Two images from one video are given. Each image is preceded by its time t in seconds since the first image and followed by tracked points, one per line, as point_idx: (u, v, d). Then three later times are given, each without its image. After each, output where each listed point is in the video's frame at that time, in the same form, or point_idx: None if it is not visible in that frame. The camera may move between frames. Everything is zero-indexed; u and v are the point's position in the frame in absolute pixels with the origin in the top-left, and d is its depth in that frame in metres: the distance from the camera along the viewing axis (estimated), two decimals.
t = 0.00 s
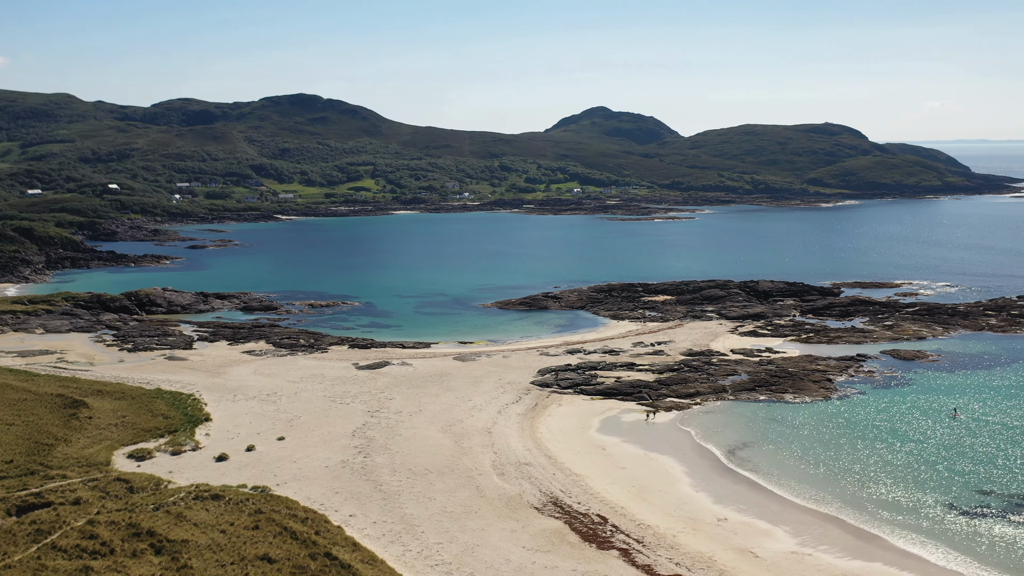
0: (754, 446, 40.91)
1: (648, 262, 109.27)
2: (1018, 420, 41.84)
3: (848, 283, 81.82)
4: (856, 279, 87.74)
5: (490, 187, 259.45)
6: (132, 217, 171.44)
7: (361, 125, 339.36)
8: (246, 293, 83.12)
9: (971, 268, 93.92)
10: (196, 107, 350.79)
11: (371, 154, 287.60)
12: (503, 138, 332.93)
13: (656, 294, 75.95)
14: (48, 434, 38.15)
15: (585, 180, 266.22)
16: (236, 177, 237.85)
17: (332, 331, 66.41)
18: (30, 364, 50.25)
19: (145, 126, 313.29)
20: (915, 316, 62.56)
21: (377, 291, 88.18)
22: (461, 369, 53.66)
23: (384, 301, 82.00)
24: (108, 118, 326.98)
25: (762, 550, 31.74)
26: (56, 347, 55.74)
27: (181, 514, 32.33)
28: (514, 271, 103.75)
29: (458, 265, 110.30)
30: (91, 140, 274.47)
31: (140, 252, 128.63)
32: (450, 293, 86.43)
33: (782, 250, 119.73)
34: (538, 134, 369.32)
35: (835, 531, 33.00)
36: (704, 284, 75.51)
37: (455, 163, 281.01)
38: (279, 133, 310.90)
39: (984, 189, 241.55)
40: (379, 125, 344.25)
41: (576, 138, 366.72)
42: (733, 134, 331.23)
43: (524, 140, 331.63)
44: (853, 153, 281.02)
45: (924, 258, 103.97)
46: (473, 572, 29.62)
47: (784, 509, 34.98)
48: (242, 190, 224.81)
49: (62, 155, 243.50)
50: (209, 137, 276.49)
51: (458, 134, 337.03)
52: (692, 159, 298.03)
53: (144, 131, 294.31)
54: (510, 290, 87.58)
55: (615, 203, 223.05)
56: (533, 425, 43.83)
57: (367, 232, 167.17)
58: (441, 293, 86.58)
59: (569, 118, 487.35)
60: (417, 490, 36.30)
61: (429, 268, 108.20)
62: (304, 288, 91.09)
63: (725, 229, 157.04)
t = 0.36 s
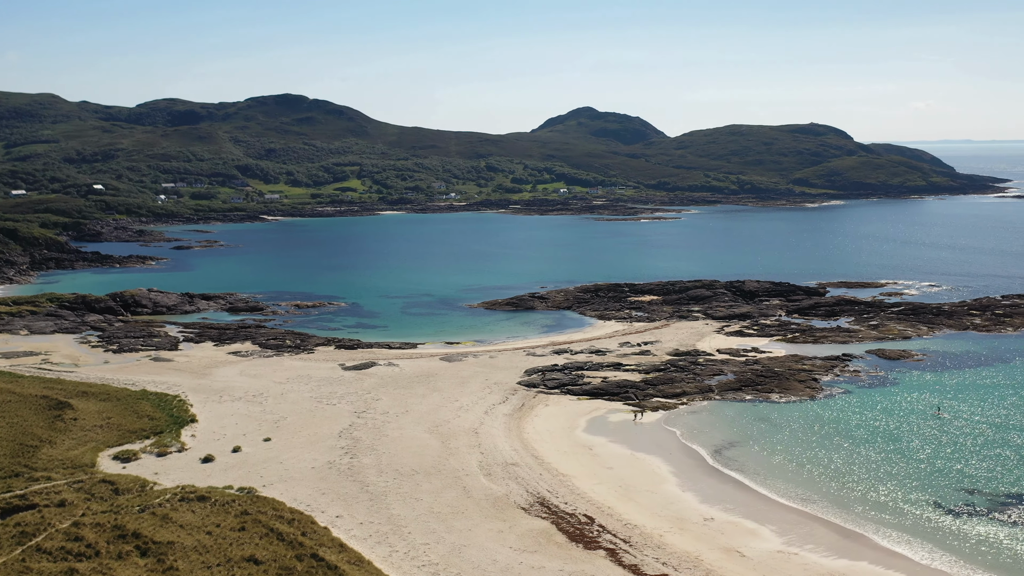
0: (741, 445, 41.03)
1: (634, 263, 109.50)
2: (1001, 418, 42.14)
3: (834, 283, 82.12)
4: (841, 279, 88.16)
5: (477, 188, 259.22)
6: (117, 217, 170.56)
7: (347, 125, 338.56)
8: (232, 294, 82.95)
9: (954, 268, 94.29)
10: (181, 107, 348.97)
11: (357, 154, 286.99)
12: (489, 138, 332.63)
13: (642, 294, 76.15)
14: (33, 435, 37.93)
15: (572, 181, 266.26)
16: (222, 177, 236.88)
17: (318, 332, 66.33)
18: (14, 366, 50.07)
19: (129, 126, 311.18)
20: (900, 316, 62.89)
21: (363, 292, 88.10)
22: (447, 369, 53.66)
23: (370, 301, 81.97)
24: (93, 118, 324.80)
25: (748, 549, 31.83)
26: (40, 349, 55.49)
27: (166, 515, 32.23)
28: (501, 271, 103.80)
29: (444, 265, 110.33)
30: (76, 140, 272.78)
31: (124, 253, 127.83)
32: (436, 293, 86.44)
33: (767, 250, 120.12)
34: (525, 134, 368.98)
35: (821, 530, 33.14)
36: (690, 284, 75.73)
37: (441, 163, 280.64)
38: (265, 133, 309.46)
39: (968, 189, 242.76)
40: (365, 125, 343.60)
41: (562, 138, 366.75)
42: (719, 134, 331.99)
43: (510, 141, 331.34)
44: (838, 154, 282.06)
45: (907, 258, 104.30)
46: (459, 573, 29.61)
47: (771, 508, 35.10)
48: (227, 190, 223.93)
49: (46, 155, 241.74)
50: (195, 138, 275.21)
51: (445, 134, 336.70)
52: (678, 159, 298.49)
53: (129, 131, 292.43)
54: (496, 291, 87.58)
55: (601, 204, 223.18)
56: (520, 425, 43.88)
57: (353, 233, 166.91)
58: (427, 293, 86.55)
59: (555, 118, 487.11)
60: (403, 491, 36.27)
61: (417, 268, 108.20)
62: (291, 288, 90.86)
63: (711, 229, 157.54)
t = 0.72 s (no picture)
0: (727, 445, 41.13)
1: (621, 263, 109.56)
2: (983, 417, 42.46)
3: (819, 283, 82.34)
4: (827, 279, 88.45)
5: (463, 188, 258.90)
6: (101, 218, 169.75)
7: (333, 125, 337.61)
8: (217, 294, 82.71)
9: (937, 268, 94.71)
10: (166, 107, 347.06)
11: (343, 155, 286.35)
12: (476, 138, 332.24)
13: (628, 294, 76.24)
14: (17, 437, 37.66)
15: (558, 181, 266.25)
16: (208, 178, 235.89)
17: (304, 332, 66.23)
18: None
19: (114, 126, 309.11)
20: (885, 316, 63.17)
21: (349, 293, 87.92)
22: (434, 369, 53.60)
23: (356, 302, 81.86)
24: (77, 118, 322.59)
25: (734, 549, 31.89)
26: (24, 351, 55.25)
27: (152, 517, 32.04)
28: (488, 271, 103.72)
29: (431, 266, 110.08)
30: (60, 140, 270.93)
31: (108, 254, 127.13)
32: (422, 294, 86.33)
33: (751, 251, 120.35)
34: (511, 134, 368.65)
35: (807, 530, 33.21)
36: (676, 284, 75.92)
37: (427, 164, 280.16)
38: (250, 134, 308.16)
39: (953, 189, 243.69)
40: (351, 125, 342.61)
41: (548, 139, 366.55)
42: (705, 135, 332.40)
43: (496, 141, 330.97)
44: (823, 154, 283.14)
45: (891, 258, 104.74)
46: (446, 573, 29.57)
47: (757, 508, 35.19)
48: (213, 191, 223.04)
49: (30, 156, 239.97)
50: (180, 138, 273.83)
51: (432, 134, 336.43)
52: (664, 160, 298.72)
53: (113, 131, 290.54)
54: (482, 291, 87.50)
55: (587, 204, 223.19)
56: (506, 426, 43.87)
57: (338, 233, 166.49)
58: (413, 294, 86.45)
59: (541, 118, 486.49)
60: (389, 491, 36.26)
61: (403, 269, 107.89)
62: (278, 289, 90.72)
63: (695, 230, 157.74)
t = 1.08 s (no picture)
0: (713, 443, 41.25)
1: (607, 261, 109.61)
2: (967, 413, 42.71)
3: (805, 280, 82.64)
4: (814, 277, 88.72)
5: (449, 186, 258.64)
6: (86, 217, 169.02)
7: (319, 123, 336.41)
8: (202, 293, 82.40)
9: (919, 265, 95.11)
10: (151, 105, 344.93)
11: (328, 153, 285.61)
12: (462, 136, 331.80)
13: (614, 292, 76.36)
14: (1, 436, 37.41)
15: (544, 179, 266.21)
16: (193, 176, 234.89)
17: (290, 331, 66.13)
18: None
19: (98, 124, 307.10)
20: (870, 313, 63.47)
21: (335, 291, 87.66)
22: (420, 368, 53.58)
23: (342, 300, 81.70)
24: (60, 116, 320.20)
25: (720, 546, 31.97)
26: (8, 350, 54.94)
27: (137, 517, 31.90)
28: (474, 270, 103.57)
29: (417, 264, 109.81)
30: (44, 138, 268.87)
31: (92, 252, 126.27)
32: (409, 292, 86.16)
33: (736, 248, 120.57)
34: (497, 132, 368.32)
35: (793, 526, 33.32)
36: (662, 282, 76.11)
37: (413, 162, 279.71)
38: (236, 131, 306.65)
39: (937, 187, 244.77)
40: (337, 123, 341.57)
41: (535, 137, 366.54)
42: (690, 133, 332.90)
43: (482, 139, 330.54)
44: (808, 151, 284.16)
45: (873, 256, 105.06)
46: (433, 572, 29.55)
47: (743, 505, 35.31)
48: (198, 189, 221.92)
49: (14, 154, 238.00)
50: (165, 136, 272.25)
51: (419, 132, 335.82)
52: (650, 158, 298.95)
53: (97, 129, 288.56)
54: (468, 290, 87.40)
55: (573, 202, 223.13)
56: (493, 424, 43.91)
57: (324, 231, 166.07)
58: (399, 292, 86.29)
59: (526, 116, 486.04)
60: (376, 489, 36.24)
61: (390, 267, 107.57)
62: (263, 288, 90.10)
63: (680, 228, 157.83)
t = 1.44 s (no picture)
0: (701, 436, 41.40)
1: (594, 256, 109.64)
2: (952, 407, 42.92)
3: (791, 275, 82.92)
4: (800, 271, 89.02)
5: (436, 181, 258.44)
6: (71, 212, 168.70)
7: (305, 117, 335.44)
8: (188, 288, 82.09)
9: (902, 260, 95.58)
10: (136, 100, 342.89)
11: (315, 148, 284.86)
12: (449, 131, 331.31)
13: (602, 287, 76.47)
14: None
15: (531, 174, 266.28)
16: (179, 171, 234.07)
17: (277, 326, 66.01)
18: None
19: (83, 119, 304.94)
20: (856, 307, 63.77)
21: (322, 286, 87.39)
22: (407, 363, 53.57)
23: (329, 295, 81.51)
24: (45, 110, 317.69)
25: (707, 540, 32.06)
26: None
27: (124, 513, 31.75)
28: (462, 265, 103.44)
29: (405, 259, 109.55)
30: (28, 133, 266.86)
31: (76, 248, 125.50)
32: (395, 287, 85.98)
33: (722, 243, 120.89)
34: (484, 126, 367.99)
35: (779, 520, 33.45)
36: (649, 277, 76.29)
37: (400, 156, 279.18)
38: (222, 126, 305.17)
39: (922, 181, 245.74)
40: (323, 118, 340.54)
41: (522, 132, 366.40)
42: (677, 128, 333.31)
43: (469, 134, 330.13)
44: (795, 146, 285.12)
45: (857, 250, 105.59)
46: (421, 567, 29.54)
47: (730, 498, 35.41)
48: (184, 184, 221.22)
49: None
50: (150, 130, 270.72)
51: (406, 127, 335.46)
52: (636, 153, 299.19)
53: (82, 124, 286.61)
54: (455, 285, 87.30)
55: (559, 197, 223.22)
56: (480, 418, 43.96)
57: (310, 226, 165.66)
58: (385, 287, 86.06)
59: (513, 110, 485.51)
60: (363, 485, 36.23)
61: (377, 262, 107.23)
62: (249, 283, 89.76)
63: (665, 222, 158.04)
